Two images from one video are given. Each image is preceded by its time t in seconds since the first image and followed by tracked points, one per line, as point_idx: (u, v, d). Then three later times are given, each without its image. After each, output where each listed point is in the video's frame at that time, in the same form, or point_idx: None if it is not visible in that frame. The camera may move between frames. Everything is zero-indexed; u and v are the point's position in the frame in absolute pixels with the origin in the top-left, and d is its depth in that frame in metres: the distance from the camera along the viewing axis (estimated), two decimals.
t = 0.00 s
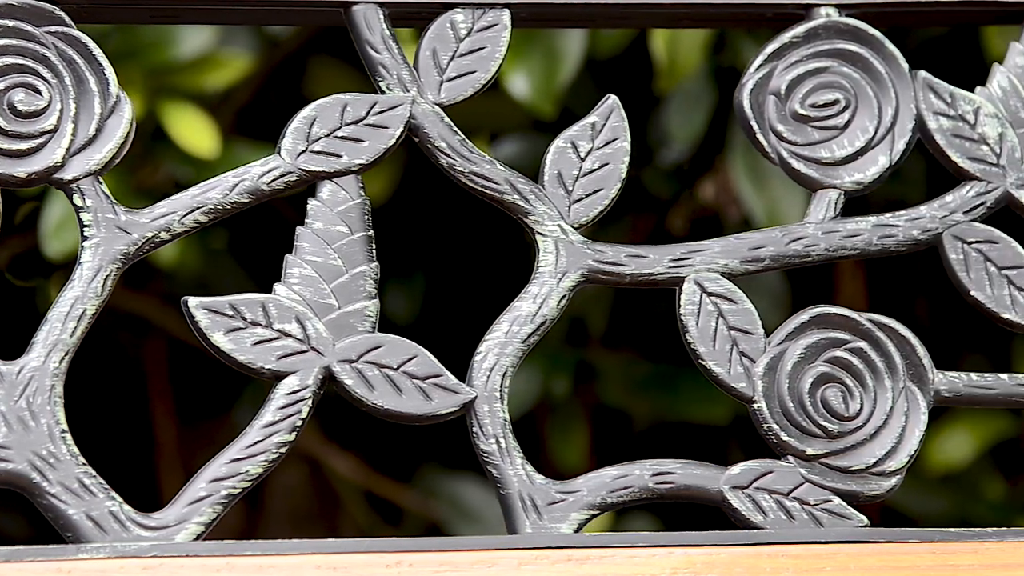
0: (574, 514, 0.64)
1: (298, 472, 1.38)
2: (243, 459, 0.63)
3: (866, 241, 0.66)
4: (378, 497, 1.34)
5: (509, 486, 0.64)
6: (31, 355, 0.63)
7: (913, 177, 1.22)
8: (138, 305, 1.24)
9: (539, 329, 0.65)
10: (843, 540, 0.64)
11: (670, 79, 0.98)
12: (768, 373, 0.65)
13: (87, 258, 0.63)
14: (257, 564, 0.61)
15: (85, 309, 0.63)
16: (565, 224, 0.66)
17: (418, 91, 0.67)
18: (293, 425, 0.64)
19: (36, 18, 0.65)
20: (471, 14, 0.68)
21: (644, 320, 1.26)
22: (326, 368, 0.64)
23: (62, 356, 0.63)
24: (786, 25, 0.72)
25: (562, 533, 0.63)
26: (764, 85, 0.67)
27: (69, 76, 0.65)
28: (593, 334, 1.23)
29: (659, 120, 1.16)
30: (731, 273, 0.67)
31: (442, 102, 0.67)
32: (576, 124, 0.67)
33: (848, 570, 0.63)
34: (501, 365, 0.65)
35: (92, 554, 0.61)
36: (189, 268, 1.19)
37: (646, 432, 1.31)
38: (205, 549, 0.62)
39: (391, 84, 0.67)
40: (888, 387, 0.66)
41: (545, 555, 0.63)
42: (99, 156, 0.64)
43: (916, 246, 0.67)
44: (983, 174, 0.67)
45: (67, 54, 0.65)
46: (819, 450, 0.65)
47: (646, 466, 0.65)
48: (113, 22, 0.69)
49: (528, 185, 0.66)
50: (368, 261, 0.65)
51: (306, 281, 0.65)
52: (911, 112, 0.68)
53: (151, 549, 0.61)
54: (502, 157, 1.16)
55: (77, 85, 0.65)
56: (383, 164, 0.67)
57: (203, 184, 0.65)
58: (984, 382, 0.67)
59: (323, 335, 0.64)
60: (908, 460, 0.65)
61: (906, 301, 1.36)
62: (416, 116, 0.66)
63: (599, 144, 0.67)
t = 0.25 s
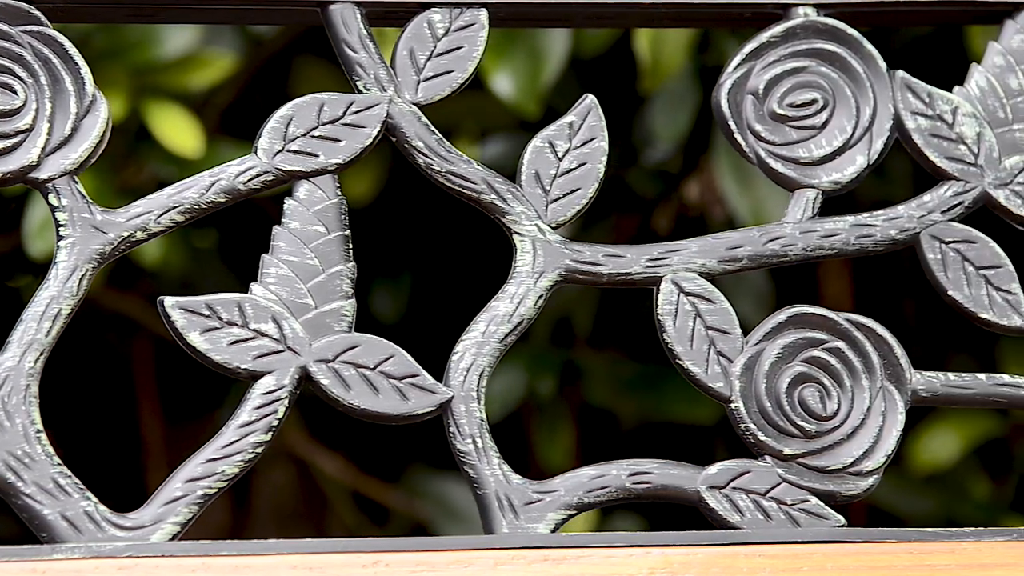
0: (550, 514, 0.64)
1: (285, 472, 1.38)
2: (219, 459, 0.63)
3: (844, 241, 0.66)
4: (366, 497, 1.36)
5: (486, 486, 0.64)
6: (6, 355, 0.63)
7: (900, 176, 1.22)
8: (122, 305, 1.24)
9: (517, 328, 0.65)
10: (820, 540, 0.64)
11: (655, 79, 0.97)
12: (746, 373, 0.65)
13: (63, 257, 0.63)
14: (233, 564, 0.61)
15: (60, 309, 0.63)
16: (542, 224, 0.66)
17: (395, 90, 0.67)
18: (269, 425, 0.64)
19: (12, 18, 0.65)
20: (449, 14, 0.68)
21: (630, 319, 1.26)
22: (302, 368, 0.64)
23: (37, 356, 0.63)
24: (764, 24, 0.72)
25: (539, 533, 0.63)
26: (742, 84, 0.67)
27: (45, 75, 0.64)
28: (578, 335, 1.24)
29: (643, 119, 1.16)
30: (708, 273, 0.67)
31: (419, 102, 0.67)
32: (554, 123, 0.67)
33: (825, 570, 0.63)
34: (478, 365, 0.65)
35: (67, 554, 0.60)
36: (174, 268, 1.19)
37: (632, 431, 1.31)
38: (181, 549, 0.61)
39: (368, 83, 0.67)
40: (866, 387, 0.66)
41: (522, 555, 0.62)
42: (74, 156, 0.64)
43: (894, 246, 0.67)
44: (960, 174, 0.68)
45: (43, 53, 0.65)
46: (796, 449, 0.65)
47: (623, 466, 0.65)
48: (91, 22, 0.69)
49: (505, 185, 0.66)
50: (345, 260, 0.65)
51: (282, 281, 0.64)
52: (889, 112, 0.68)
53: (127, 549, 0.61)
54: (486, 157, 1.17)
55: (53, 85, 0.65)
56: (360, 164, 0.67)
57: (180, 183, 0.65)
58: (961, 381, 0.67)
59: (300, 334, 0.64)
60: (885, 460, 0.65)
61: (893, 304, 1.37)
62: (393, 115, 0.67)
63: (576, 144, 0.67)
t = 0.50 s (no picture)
0: (527, 514, 0.64)
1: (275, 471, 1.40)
2: (195, 459, 0.63)
3: (822, 241, 0.66)
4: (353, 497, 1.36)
5: (463, 486, 0.64)
6: None
7: (885, 176, 1.22)
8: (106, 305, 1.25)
9: (494, 328, 0.65)
10: (797, 540, 0.64)
11: (638, 79, 0.98)
12: (724, 373, 0.65)
13: (38, 257, 0.63)
14: (209, 564, 0.61)
15: (36, 309, 0.63)
16: (519, 223, 0.66)
17: (372, 89, 0.67)
18: (245, 425, 0.63)
19: None
20: (426, 13, 0.68)
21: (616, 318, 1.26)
22: (278, 368, 0.64)
23: (12, 356, 0.62)
24: (743, 23, 0.72)
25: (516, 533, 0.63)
26: (720, 84, 0.67)
27: (21, 74, 0.64)
28: (565, 334, 1.24)
29: (628, 120, 1.17)
30: (687, 273, 0.67)
31: (397, 101, 0.67)
32: (532, 123, 0.67)
33: (802, 570, 0.63)
34: (455, 365, 0.65)
35: (42, 555, 0.60)
36: (159, 267, 1.19)
37: (620, 432, 1.31)
38: (157, 549, 0.61)
39: (345, 83, 0.67)
40: (844, 387, 0.66)
41: (498, 555, 0.62)
42: (50, 155, 0.64)
43: (872, 246, 0.67)
44: (939, 174, 0.67)
45: (18, 52, 0.65)
46: (774, 449, 0.65)
47: (600, 466, 0.65)
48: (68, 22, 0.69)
49: (483, 184, 0.66)
50: (322, 260, 0.65)
51: (259, 280, 0.64)
52: (867, 112, 0.68)
53: (102, 549, 0.61)
54: (470, 157, 1.17)
55: (29, 84, 0.65)
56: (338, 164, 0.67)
57: (156, 182, 0.64)
58: (938, 381, 0.66)
59: (276, 334, 0.64)
60: (863, 460, 0.65)
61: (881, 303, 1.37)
62: (370, 114, 0.66)
63: (554, 144, 0.67)
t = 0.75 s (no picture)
0: (505, 514, 0.64)
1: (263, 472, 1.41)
2: (172, 459, 0.63)
3: (801, 241, 0.66)
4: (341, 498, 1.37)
5: (440, 486, 0.64)
6: None
7: (869, 176, 1.23)
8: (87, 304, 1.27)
9: (472, 328, 0.65)
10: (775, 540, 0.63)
11: (623, 78, 0.98)
12: (703, 373, 0.65)
13: (14, 257, 0.63)
14: (186, 564, 0.61)
15: (12, 309, 0.62)
16: (498, 223, 0.66)
17: (350, 89, 0.67)
18: (222, 425, 0.63)
19: None
20: (404, 13, 0.68)
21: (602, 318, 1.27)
22: (255, 368, 0.64)
23: None
24: (722, 23, 0.72)
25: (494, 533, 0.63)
26: (699, 84, 0.67)
27: None
28: (552, 335, 1.24)
29: (614, 119, 1.17)
30: (666, 272, 0.67)
31: (375, 101, 0.67)
32: (510, 123, 0.67)
33: (780, 570, 0.63)
34: (433, 365, 0.65)
35: (18, 555, 0.60)
36: (143, 267, 1.19)
37: (607, 431, 1.31)
38: (133, 549, 0.61)
39: (323, 83, 0.67)
40: (822, 387, 0.66)
41: (476, 555, 0.62)
42: (26, 155, 0.64)
43: (851, 246, 0.67)
44: (918, 174, 0.67)
45: None
46: (752, 449, 0.65)
47: (578, 466, 0.65)
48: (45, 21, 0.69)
49: (461, 184, 0.66)
50: (299, 260, 0.65)
51: (236, 280, 0.64)
52: (846, 112, 0.68)
53: (78, 550, 0.61)
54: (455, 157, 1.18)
55: (5, 84, 0.65)
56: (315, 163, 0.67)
57: (133, 182, 0.64)
58: (918, 381, 0.66)
59: (253, 334, 0.64)
60: (842, 460, 0.65)
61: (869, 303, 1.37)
62: (348, 114, 0.66)
63: (532, 144, 0.67)
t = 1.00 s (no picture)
0: (484, 514, 0.64)
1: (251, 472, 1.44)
2: (149, 459, 0.62)
3: (781, 240, 0.66)
4: (328, 497, 1.39)
5: (419, 486, 0.64)
6: None
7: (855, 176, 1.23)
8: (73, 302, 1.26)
9: (450, 328, 0.65)
10: (755, 540, 0.63)
11: (608, 78, 0.99)
12: (682, 373, 0.65)
13: None
14: (163, 564, 0.61)
15: None
16: (477, 222, 0.66)
17: (329, 89, 0.67)
18: (200, 425, 0.63)
19: None
20: (383, 13, 0.68)
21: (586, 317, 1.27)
22: (233, 368, 0.63)
23: None
24: (702, 23, 0.72)
25: (473, 533, 0.63)
26: (678, 83, 0.67)
27: None
28: (537, 335, 1.24)
29: (599, 120, 1.18)
30: (645, 272, 0.66)
31: (353, 100, 0.67)
32: (489, 123, 0.67)
33: (759, 570, 0.62)
34: (412, 365, 0.65)
35: None
36: (130, 266, 1.19)
37: (594, 430, 1.31)
38: (110, 549, 0.61)
39: (301, 82, 0.67)
40: (802, 387, 0.66)
41: (455, 555, 0.62)
42: (4, 154, 0.63)
43: (831, 246, 0.66)
44: (898, 173, 0.67)
45: None
46: (731, 449, 0.65)
47: (557, 466, 0.65)
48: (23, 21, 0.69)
49: (440, 183, 0.66)
50: (277, 260, 0.65)
51: (214, 280, 0.64)
52: (826, 112, 0.68)
53: (55, 550, 0.61)
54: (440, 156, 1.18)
55: None
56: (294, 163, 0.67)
57: (111, 181, 0.64)
58: (897, 381, 0.66)
59: (231, 333, 0.64)
60: (821, 460, 0.65)
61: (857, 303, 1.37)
62: (326, 114, 0.66)
63: (511, 144, 0.67)
